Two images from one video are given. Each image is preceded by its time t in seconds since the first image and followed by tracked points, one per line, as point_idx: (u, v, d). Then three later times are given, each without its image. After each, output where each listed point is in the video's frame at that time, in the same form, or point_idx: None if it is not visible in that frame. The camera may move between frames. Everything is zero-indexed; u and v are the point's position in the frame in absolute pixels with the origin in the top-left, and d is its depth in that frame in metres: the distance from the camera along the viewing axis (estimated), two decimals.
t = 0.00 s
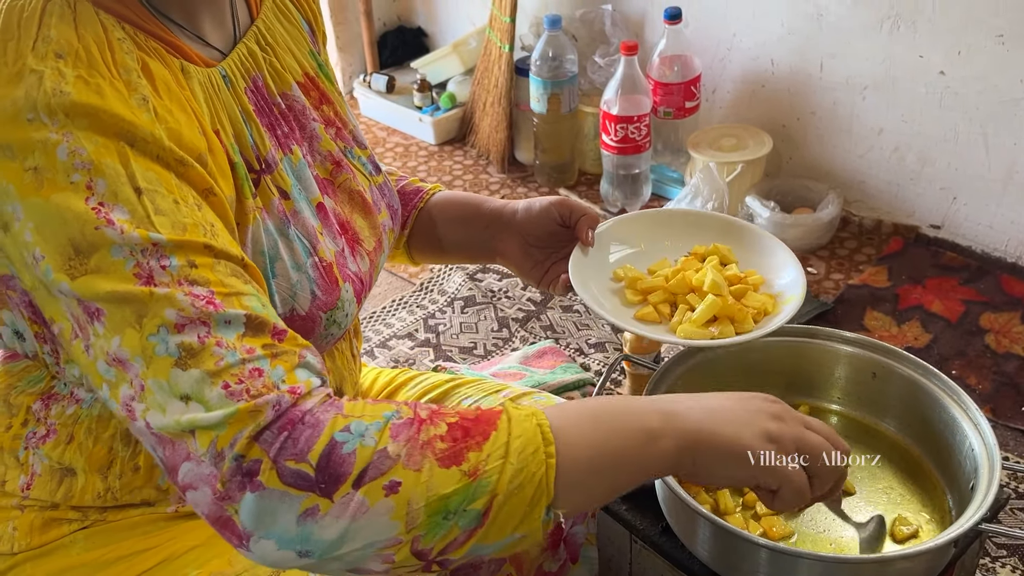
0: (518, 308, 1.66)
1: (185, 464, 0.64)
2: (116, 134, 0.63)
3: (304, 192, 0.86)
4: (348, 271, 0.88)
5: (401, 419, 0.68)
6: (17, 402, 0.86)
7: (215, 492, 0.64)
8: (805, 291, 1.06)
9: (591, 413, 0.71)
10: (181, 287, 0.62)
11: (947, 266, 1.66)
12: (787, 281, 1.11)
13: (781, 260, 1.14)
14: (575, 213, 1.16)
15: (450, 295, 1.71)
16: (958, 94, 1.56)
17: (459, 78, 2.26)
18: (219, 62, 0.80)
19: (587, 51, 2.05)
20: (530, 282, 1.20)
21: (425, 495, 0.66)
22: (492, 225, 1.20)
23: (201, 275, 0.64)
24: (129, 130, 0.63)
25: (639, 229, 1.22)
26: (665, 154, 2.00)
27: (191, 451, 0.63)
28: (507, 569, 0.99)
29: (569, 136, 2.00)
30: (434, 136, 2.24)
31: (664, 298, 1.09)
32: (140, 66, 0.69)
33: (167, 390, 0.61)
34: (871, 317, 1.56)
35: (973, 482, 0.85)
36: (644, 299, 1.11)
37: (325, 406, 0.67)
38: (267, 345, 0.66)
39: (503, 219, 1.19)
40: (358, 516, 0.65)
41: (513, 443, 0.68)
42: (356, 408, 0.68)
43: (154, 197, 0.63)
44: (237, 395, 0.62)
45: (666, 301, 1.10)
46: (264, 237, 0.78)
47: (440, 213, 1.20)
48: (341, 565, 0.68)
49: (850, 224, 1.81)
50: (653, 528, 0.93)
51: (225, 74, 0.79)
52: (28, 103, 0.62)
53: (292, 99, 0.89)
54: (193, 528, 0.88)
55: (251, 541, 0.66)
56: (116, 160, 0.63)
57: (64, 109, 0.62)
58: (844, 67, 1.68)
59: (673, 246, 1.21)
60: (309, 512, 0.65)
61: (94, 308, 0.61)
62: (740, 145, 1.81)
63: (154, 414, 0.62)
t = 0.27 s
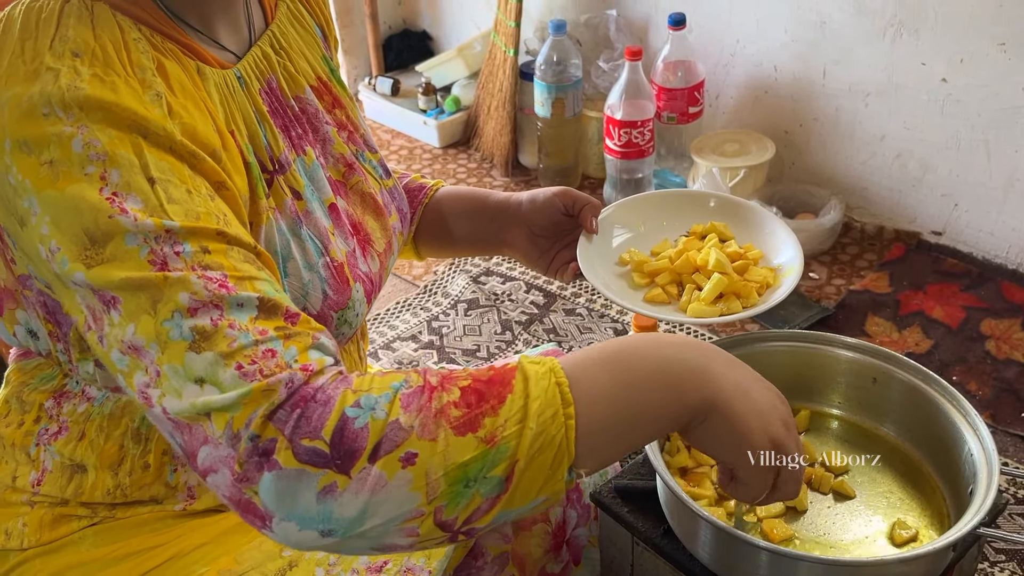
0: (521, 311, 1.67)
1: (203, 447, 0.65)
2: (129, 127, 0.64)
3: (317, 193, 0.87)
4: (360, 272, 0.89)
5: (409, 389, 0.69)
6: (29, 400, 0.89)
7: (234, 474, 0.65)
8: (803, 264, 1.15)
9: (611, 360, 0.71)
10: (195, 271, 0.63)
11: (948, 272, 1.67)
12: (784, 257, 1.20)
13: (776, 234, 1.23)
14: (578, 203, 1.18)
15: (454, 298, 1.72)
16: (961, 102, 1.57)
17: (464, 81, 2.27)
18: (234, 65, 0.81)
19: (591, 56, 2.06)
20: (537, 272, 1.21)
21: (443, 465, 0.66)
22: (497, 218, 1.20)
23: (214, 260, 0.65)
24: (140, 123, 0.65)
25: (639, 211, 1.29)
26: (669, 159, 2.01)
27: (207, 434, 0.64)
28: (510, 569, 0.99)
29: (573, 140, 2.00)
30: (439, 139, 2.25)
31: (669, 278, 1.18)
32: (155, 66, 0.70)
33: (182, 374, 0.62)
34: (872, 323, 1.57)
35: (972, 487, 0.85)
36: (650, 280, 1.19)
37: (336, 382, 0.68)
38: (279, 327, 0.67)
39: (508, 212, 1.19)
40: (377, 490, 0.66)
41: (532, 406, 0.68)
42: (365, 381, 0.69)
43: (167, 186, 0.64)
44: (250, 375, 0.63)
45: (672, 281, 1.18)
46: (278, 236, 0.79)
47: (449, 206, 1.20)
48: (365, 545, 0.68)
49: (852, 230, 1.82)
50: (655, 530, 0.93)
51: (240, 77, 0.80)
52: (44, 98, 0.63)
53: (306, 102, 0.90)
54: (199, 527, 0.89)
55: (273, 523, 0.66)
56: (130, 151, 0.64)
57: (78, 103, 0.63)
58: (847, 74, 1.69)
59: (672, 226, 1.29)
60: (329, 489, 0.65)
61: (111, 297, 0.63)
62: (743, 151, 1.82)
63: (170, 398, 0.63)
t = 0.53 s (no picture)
0: (523, 313, 1.68)
1: (266, 440, 0.69)
2: (171, 138, 0.68)
3: (325, 194, 0.89)
4: (366, 272, 0.90)
5: (466, 399, 0.74)
6: (40, 396, 0.90)
7: (301, 465, 0.70)
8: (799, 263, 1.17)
9: (637, 386, 0.79)
10: (251, 281, 0.68)
11: (946, 279, 1.69)
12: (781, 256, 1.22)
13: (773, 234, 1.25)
14: (578, 202, 1.19)
15: (456, 300, 1.74)
16: (960, 110, 1.59)
17: (467, 85, 2.29)
18: (245, 69, 0.83)
19: (594, 61, 2.08)
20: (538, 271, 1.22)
21: (490, 471, 0.73)
22: (498, 218, 1.21)
23: (267, 268, 0.69)
24: (181, 134, 0.68)
25: (639, 210, 1.31)
26: (670, 165, 2.02)
27: (274, 429, 0.68)
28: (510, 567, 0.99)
29: (575, 145, 2.02)
30: (442, 142, 2.27)
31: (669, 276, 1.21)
32: (181, 73, 0.73)
33: (247, 375, 0.67)
34: (870, 329, 1.58)
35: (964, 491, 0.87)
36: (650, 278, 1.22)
37: (395, 385, 0.73)
38: (333, 331, 0.72)
39: (509, 212, 1.21)
40: (433, 487, 0.72)
41: (572, 431, 0.75)
42: (424, 387, 0.74)
43: (213, 197, 0.68)
44: (315, 378, 0.68)
45: (671, 278, 1.21)
46: (289, 236, 0.81)
47: (451, 206, 1.21)
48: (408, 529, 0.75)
49: (851, 236, 1.83)
50: (653, 531, 0.95)
51: (252, 81, 0.82)
52: (85, 110, 0.66)
53: (312, 104, 0.91)
54: (204, 524, 0.90)
55: (331, 506, 0.72)
56: (174, 164, 0.67)
57: (120, 116, 0.66)
58: (848, 82, 1.70)
59: (670, 226, 1.31)
60: (389, 483, 0.71)
61: (167, 302, 0.66)
62: (744, 157, 1.83)
63: (235, 396, 0.67)
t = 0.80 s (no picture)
0: (522, 319, 1.71)
1: (282, 442, 0.71)
2: (189, 154, 0.70)
3: (330, 203, 0.91)
4: (370, 278, 0.93)
5: (473, 408, 0.76)
6: (51, 398, 0.93)
7: (317, 465, 0.72)
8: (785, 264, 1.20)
9: (633, 402, 0.81)
10: (269, 293, 0.70)
11: (939, 289, 1.71)
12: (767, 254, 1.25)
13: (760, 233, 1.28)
14: (571, 205, 1.21)
15: (456, 305, 1.76)
16: (954, 124, 1.61)
17: (470, 92, 2.32)
18: (253, 82, 0.85)
19: (595, 70, 2.11)
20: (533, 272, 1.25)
21: (493, 478, 0.75)
22: (494, 221, 1.24)
23: (281, 280, 0.72)
24: (199, 151, 0.70)
25: (628, 209, 1.33)
26: (669, 173, 2.03)
27: (290, 432, 0.70)
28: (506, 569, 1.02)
29: (576, 152, 2.05)
30: (445, 148, 2.30)
31: (660, 278, 1.23)
32: (196, 90, 0.75)
33: (265, 381, 0.69)
34: (863, 338, 1.61)
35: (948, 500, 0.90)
36: (642, 279, 1.25)
37: (406, 392, 0.75)
38: (345, 340, 0.75)
39: (504, 215, 1.23)
40: (439, 491, 0.75)
41: (571, 446, 0.76)
42: (434, 395, 0.76)
43: (230, 213, 0.71)
44: (330, 386, 0.71)
45: (662, 280, 1.24)
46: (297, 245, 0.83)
47: (448, 210, 1.23)
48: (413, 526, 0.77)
49: (847, 246, 1.86)
50: (645, 535, 0.98)
51: (258, 94, 0.83)
52: (106, 126, 0.67)
53: (316, 114, 0.94)
54: (208, 523, 0.93)
55: (343, 503, 0.74)
56: (193, 181, 0.69)
57: (141, 133, 0.68)
58: (845, 94, 1.73)
59: (659, 223, 1.33)
60: (399, 485, 0.74)
61: (186, 311, 0.68)
62: (742, 166, 1.86)
63: (254, 401, 0.69)
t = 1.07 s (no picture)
0: (523, 322, 1.74)
1: (254, 455, 0.73)
2: (193, 167, 0.72)
3: (337, 210, 0.94)
4: (376, 283, 0.96)
5: (439, 428, 0.76)
6: (66, 394, 0.96)
7: (283, 480, 0.73)
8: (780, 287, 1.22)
9: (606, 416, 0.81)
10: (253, 306, 0.71)
11: (933, 297, 1.74)
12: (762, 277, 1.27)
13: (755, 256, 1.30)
14: (572, 223, 1.25)
15: (458, 307, 1.80)
16: (949, 135, 1.64)
17: (474, 97, 2.35)
18: (265, 93, 0.88)
19: (598, 78, 2.14)
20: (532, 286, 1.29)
21: (457, 498, 0.75)
22: (496, 234, 1.27)
23: (269, 295, 0.73)
24: (203, 163, 0.73)
25: (627, 229, 1.35)
26: (669, 179, 2.07)
27: (261, 446, 0.72)
28: (504, 566, 1.06)
29: (578, 157, 2.08)
30: (448, 151, 2.33)
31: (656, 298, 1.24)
32: (207, 102, 0.77)
33: (239, 395, 0.70)
34: (858, 344, 1.64)
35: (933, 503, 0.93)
36: (638, 299, 1.25)
37: (374, 412, 0.75)
38: (324, 358, 0.76)
39: (507, 229, 1.27)
40: (402, 510, 0.75)
41: (537, 464, 0.76)
42: (400, 415, 0.76)
43: (227, 225, 0.73)
44: (300, 403, 0.71)
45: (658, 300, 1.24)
46: (304, 250, 0.86)
47: (453, 221, 1.26)
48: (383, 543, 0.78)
49: (843, 253, 1.89)
50: (640, 534, 1.01)
51: (270, 104, 0.87)
52: (117, 135, 0.70)
53: (326, 124, 0.97)
54: (216, 518, 0.96)
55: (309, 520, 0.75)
56: (194, 192, 0.72)
57: (150, 143, 0.70)
58: (843, 103, 1.76)
59: (657, 244, 1.35)
60: (362, 504, 0.74)
61: (176, 319, 0.70)
62: (741, 174, 1.89)
63: (229, 413, 0.71)
